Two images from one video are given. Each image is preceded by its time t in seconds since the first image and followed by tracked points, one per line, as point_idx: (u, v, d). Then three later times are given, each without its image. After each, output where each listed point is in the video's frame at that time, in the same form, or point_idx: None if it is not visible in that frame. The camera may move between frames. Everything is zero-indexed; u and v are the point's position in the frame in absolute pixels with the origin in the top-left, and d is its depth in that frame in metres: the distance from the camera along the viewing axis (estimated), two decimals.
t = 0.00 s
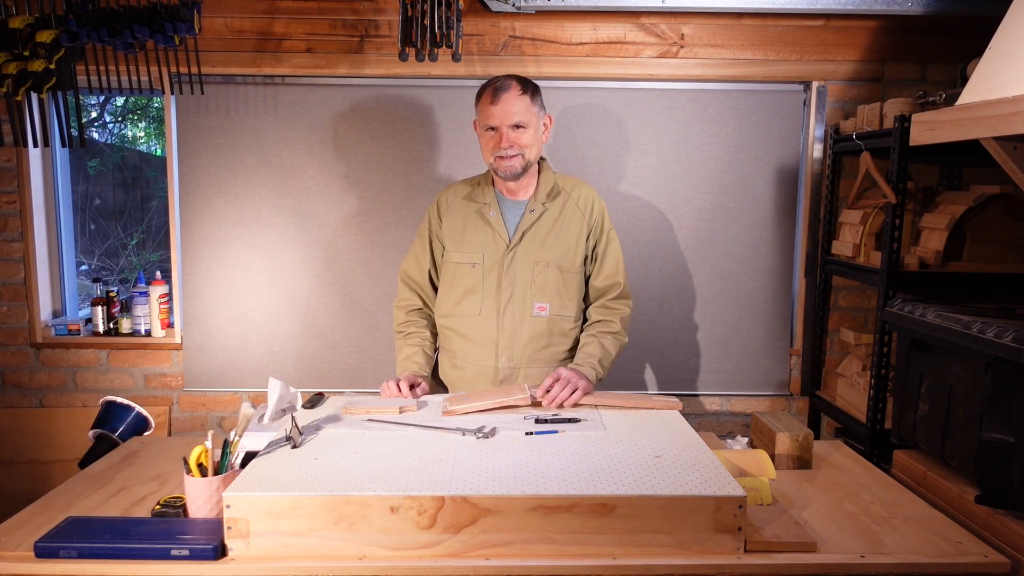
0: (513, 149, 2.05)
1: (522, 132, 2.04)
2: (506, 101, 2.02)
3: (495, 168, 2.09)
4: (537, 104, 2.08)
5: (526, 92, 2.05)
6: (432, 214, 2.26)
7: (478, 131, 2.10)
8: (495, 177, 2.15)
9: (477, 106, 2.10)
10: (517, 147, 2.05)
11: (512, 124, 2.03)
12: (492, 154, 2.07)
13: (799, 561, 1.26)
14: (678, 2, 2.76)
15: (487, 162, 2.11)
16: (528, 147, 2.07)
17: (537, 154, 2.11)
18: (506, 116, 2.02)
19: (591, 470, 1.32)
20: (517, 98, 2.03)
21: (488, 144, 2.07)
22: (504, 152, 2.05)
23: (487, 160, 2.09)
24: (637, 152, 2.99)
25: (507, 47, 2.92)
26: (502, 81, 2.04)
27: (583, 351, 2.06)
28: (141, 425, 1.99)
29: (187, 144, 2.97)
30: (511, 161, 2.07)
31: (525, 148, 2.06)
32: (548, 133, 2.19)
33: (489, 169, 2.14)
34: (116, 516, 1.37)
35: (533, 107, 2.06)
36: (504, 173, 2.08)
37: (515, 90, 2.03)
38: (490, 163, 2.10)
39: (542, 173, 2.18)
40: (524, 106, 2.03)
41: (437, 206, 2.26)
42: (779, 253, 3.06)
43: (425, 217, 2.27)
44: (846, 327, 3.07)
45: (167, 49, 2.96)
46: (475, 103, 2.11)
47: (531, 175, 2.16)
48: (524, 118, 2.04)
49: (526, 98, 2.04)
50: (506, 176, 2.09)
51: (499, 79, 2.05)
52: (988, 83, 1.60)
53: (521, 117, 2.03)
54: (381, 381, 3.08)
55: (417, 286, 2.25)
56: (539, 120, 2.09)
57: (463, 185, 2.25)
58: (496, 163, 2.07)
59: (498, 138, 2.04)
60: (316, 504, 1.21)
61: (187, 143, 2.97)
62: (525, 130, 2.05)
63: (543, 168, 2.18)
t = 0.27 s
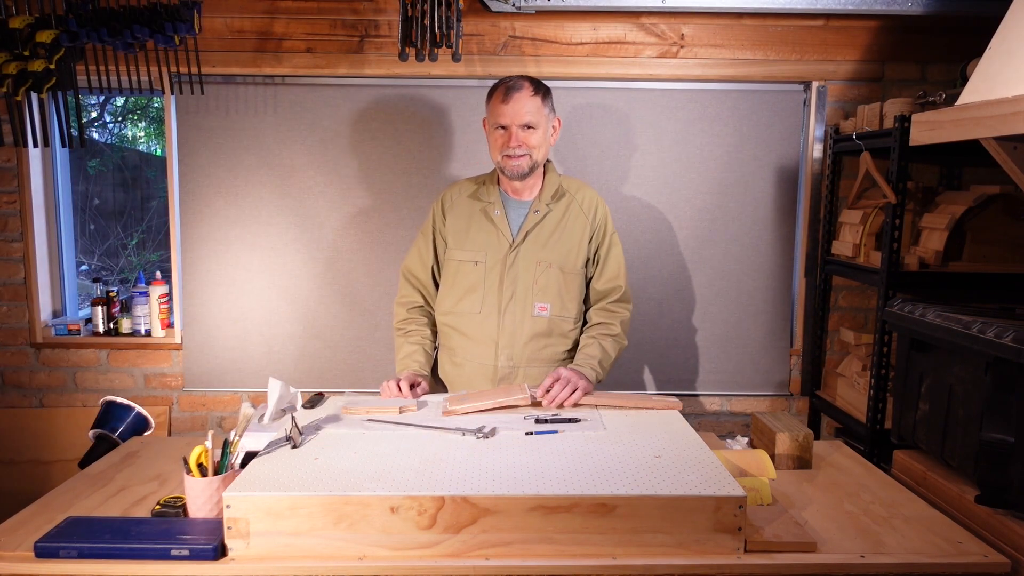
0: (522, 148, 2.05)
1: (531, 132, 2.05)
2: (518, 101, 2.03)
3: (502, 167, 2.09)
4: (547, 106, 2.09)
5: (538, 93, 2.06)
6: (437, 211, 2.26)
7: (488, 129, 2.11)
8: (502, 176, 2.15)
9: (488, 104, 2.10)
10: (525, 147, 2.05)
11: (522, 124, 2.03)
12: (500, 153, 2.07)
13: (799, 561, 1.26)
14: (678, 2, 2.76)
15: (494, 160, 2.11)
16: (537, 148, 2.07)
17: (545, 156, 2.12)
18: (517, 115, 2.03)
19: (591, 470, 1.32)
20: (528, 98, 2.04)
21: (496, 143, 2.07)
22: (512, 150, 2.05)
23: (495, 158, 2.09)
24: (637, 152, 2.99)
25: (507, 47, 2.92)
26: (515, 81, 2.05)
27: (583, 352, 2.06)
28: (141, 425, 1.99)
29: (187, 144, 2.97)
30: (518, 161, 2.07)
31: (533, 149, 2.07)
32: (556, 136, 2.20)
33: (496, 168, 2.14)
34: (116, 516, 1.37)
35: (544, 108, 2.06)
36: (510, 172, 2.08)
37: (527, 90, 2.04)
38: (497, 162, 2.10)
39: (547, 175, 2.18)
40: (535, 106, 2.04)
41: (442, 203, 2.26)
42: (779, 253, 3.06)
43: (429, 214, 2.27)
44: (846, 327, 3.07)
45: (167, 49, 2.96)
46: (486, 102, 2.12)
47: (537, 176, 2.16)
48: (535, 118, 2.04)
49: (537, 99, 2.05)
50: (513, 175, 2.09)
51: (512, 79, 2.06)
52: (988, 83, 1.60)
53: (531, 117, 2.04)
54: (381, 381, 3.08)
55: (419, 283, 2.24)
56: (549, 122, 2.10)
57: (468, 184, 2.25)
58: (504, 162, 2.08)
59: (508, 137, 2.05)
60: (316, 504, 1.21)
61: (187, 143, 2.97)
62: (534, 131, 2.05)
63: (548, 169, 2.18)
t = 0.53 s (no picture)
0: (528, 150, 2.05)
1: (539, 134, 2.05)
2: (527, 102, 2.03)
3: (507, 167, 2.09)
4: (556, 109, 2.09)
5: (548, 96, 2.06)
6: (439, 209, 2.26)
7: (495, 128, 2.11)
8: (505, 176, 2.15)
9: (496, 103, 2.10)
10: (532, 148, 2.05)
11: (531, 125, 2.04)
12: (506, 153, 2.07)
13: (799, 561, 1.26)
14: (679, 2, 2.76)
15: (499, 159, 2.11)
16: (543, 150, 2.07)
17: (550, 159, 2.12)
18: (526, 116, 2.03)
19: (591, 470, 1.32)
20: (538, 100, 2.04)
21: (503, 143, 2.07)
22: (519, 151, 2.05)
23: (501, 158, 2.09)
24: (637, 152, 2.99)
25: (507, 47, 2.92)
26: (525, 82, 2.04)
27: (583, 353, 2.06)
28: (141, 425, 1.99)
29: (187, 144, 2.97)
30: (524, 161, 2.07)
31: (540, 151, 2.07)
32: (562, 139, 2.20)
33: (500, 167, 2.14)
34: (116, 516, 1.37)
35: (553, 111, 2.07)
36: (515, 172, 2.08)
37: (537, 92, 2.04)
38: (503, 161, 2.10)
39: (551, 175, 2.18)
40: (544, 108, 2.04)
41: (445, 201, 2.26)
42: (779, 253, 3.06)
43: (432, 212, 2.27)
44: (846, 327, 3.07)
45: (167, 48, 2.96)
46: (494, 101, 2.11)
47: (541, 177, 2.16)
48: (543, 121, 2.04)
49: (547, 101, 2.05)
50: (518, 175, 2.09)
51: (523, 80, 2.06)
52: (987, 84, 1.60)
53: (540, 120, 2.04)
54: (381, 381, 3.08)
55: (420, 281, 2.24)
56: (556, 125, 2.10)
57: (471, 183, 2.25)
58: (509, 162, 2.08)
59: (515, 137, 2.04)
60: (315, 504, 1.21)
61: (187, 143, 2.97)
62: (542, 133, 2.05)
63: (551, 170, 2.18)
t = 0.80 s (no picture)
0: (534, 155, 2.05)
1: (546, 140, 2.05)
2: (538, 108, 2.02)
3: (510, 169, 2.09)
4: (564, 115, 2.09)
5: (557, 102, 2.05)
6: (440, 206, 2.26)
7: (501, 129, 2.09)
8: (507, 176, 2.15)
9: (505, 104, 2.09)
10: (538, 154, 2.05)
11: (538, 132, 2.03)
12: (511, 155, 2.07)
13: (799, 561, 1.26)
14: (679, 2, 2.76)
15: (503, 160, 2.10)
16: (548, 157, 2.08)
17: (553, 163, 2.12)
18: (534, 122, 2.02)
19: (591, 470, 1.32)
20: (548, 106, 2.03)
21: (509, 145, 2.06)
22: (524, 156, 2.05)
23: (505, 159, 2.09)
24: (637, 151, 2.99)
25: (507, 47, 2.92)
26: (537, 86, 2.03)
27: (582, 354, 2.06)
28: (141, 425, 1.99)
29: (187, 144, 2.98)
30: (528, 166, 2.07)
31: (545, 157, 2.07)
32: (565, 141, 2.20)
33: (503, 167, 2.14)
34: (116, 516, 1.37)
35: (561, 117, 2.06)
36: (518, 176, 2.09)
37: (548, 98, 2.03)
38: (506, 163, 2.10)
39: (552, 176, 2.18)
40: (553, 115, 2.04)
41: (446, 199, 2.26)
42: (779, 252, 3.06)
43: (433, 209, 2.27)
44: (846, 327, 3.07)
45: (167, 48, 2.96)
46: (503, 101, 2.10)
47: (544, 182, 2.17)
48: (551, 128, 2.04)
49: (556, 107, 2.04)
50: (520, 179, 2.09)
51: (534, 84, 2.04)
52: (987, 84, 1.60)
53: (548, 126, 2.04)
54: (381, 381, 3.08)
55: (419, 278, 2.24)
56: (563, 131, 2.10)
57: (472, 182, 2.25)
58: (513, 165, 2.08)
59: (522, 142, 2.04)
60: (315, 504, 1.21)
61: (188, 143, 2.97)
62: (549, 139, 2.05)
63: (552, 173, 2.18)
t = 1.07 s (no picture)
0: (536, 160, 2.05)
1: (551, 146, 2.04)
2: (546, 116, 1.99)
3: (511, 170, 2.09)
4: (570, 121, 2.07)
5: (565, 108, 2.03)
6: (439, 202, 2.24)
7: (506, 129, 2.07)
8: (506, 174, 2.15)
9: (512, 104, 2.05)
10: (541, 159, 2.05)
11: (544, 138, 2.02)
12: (514, 158, 2.06)
13: (799, 561, 1.26)
14: (679, 2, 2.76)
15: (505, 160, 2.09)
16: (550, 162, 2.07)
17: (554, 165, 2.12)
18: (542, 128, 2.00)
19: (592, 470, 1.32)
20: (556, 114, 2.00)
21: (513, 147, 2.05)
22: (528, 160, 2.05)
23: (507, 160, 2.08)
24: (636, 151, 2.99)
25: (507, 47, 2.92)
26: (546, 92, 2.00)
27: (581, 354, 2.07)
28: (141, 425, 1.99)
29: (187, 144, 2.97)
30: (530, 170, 2.07)
31: (548, 162, 2.07)
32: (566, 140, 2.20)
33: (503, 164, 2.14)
34: (116, 516, 1.37)
35: (567, 123, 2.04)
36: (520, 178, 2.09)
37: (557, 105, 2.00)
38: (508, 163, 2.09)
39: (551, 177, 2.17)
40: (561, 122, 2.02)
41: (445, 196, 2.24)
42: (779, 252, 3.06)
43: (432, 205, 2.25)
44: (845, 327, 3.07)
45: (167, 48, 2.96)
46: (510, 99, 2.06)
47: (543, 184, 2.17)
48: (557, 135, 2.02)
49: (564, 114, 2.02)
50: (519, 181, 2.09)
51: (544, 89, 2.00)
52: (987, 84, 1.60)
53: (554, 134, 2.02)
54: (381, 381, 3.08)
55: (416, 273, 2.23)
56: (568, 137, 2.08)
57: (472, 179, 2.24)
58: (515, 167, 2.07)
59: (526, 146, 2.03)
60: (315, 504, 1.21)
61: (188, 143, 2.97)
62: (553, 145, 2.04)
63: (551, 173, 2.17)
